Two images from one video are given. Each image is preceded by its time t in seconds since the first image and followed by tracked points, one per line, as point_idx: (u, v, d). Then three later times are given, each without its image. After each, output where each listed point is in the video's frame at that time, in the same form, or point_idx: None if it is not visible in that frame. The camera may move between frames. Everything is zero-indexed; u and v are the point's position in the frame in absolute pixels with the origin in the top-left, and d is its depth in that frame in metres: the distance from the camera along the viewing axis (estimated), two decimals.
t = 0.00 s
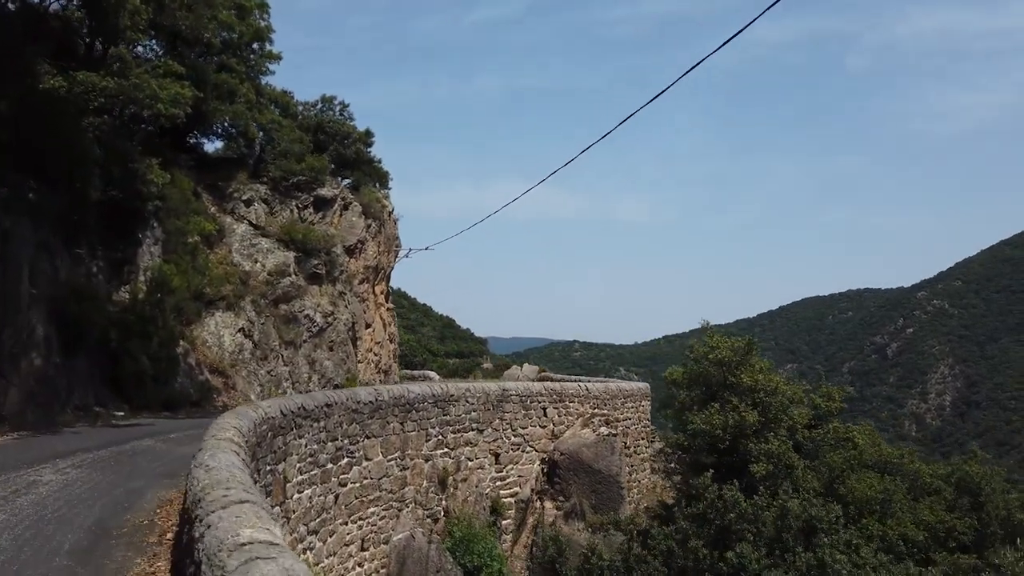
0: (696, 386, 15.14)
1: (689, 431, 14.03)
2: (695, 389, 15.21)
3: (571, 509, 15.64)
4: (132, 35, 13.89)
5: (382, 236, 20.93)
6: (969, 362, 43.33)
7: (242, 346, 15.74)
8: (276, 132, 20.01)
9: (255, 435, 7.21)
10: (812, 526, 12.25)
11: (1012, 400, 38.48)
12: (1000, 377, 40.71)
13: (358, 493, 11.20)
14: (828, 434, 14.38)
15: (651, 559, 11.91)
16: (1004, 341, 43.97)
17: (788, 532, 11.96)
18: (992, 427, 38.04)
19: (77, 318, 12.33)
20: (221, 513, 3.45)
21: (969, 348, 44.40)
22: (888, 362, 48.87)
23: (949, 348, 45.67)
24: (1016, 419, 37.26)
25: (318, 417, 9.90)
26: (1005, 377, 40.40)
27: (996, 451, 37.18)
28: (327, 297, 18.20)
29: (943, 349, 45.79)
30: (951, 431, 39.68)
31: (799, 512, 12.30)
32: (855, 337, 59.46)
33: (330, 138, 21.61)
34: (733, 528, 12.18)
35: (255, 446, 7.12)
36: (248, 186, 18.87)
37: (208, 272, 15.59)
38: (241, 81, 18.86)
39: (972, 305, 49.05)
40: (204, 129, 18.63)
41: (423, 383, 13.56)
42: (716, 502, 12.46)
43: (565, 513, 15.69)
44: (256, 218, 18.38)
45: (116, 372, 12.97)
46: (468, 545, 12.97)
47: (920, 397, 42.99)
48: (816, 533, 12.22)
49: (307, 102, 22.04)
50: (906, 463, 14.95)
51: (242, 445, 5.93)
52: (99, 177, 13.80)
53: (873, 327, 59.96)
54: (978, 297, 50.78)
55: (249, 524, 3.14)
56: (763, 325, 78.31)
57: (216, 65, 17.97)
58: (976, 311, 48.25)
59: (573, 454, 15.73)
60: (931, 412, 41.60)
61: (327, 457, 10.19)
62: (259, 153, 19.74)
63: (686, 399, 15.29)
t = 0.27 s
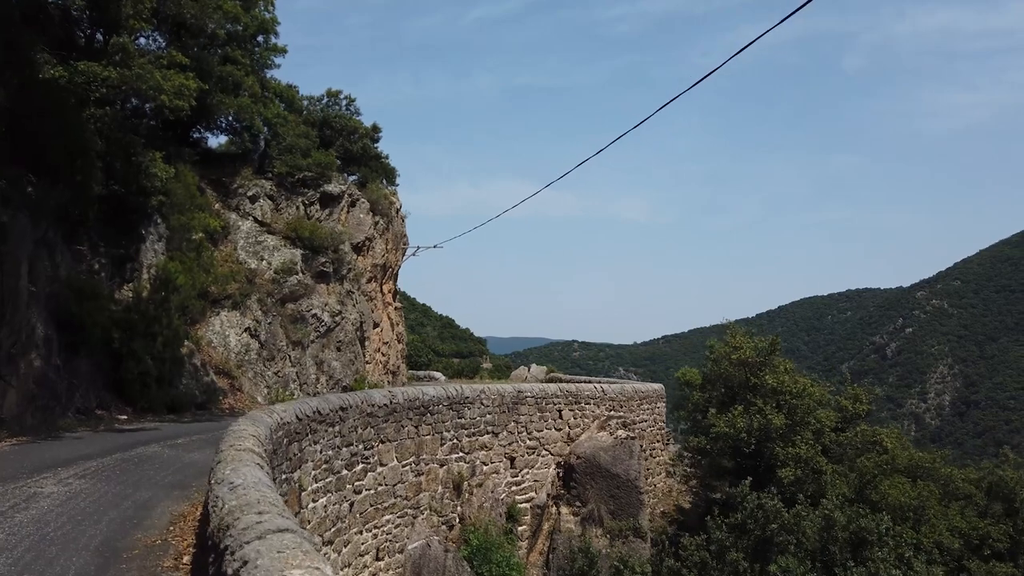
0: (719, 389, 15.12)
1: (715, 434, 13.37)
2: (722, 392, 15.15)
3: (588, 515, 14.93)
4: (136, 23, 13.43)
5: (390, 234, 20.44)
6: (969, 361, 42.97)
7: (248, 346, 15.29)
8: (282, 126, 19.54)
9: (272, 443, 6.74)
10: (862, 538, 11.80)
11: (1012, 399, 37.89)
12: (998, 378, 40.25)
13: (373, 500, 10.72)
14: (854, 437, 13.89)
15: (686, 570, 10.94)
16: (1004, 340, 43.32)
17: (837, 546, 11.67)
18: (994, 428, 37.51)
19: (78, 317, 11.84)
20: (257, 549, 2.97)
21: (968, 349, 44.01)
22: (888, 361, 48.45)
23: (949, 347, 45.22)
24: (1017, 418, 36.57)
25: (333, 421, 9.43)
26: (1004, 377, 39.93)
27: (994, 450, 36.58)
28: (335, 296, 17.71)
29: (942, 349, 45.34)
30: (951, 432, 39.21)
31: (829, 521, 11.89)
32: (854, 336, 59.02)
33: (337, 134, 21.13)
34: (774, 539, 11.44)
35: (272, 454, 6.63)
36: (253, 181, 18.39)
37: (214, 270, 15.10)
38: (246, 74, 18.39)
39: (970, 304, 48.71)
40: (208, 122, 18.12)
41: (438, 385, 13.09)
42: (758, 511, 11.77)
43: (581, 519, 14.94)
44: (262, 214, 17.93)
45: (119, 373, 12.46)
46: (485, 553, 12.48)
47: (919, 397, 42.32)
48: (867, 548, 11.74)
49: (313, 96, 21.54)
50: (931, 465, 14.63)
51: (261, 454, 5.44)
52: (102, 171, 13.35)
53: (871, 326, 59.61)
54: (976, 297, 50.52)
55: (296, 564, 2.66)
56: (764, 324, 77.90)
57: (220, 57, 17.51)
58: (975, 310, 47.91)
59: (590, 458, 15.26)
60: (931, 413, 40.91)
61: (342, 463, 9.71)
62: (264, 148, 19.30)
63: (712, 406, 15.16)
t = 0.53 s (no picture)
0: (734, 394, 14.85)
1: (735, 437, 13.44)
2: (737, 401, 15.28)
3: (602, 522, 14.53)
4: (136, 11, 12.93)
5: (395, 231, 19.94)
6: (964, 362, 42.67)
7: (251, 347, 14.79)
8: (284, 121, 19.03)
9: (285, 450, 6.25)
10: (911, 551, 11.27)
11: (1006, 399, 37.34)
12: (993, 379, 39.82)
13: (385, 508, 10.23)
14: (879, 442, 13.42)
15: None
16: (999, 341, 42.81)
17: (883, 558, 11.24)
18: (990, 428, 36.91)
19: (75, 316, 11.33)
20: None
21: (964, 350, 43.64)
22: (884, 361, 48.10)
23: (945, 348, 44.85)
24: (1012, 417, 36.00)
25: (345, 426, 8.94)
26: (999, 378, 39.52)
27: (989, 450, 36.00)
28: (339, 295, 17.21)
29: (938, 349, 44.95)
30: (946, 432, 38.73)
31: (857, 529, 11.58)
32: (850, 336, 58.72)
33: (339, 129, 20.62)
34: (816, 551, 11.34)
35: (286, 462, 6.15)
36: (254, 177, 17.88)
37: (216, 268, 14.59)
38: (247, 66, 17.88)
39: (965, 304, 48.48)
40: (208, 117, 17.60)
41: (449, 387, 12.60)
42: (796, 523, 11.63)
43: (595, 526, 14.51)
44: (263, 211, 17.42)
45: (118, 374, 11.95)
46: (499, 562, 11.99)
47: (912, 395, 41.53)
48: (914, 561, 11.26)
49: (315, 90, 21.03)
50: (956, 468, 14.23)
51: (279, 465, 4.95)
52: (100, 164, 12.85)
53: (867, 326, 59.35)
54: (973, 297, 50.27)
55: None
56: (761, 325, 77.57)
57: (221, 48, 17.00)
58: (970, 310, 47.65)
59: (604, 462, 14.78)
60: (927, 412, 40.14)
61: (354, 470, 9.23)
62: (265, 143, 18.78)
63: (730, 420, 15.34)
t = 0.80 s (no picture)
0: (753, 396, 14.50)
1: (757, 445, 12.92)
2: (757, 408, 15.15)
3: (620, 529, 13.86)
4: None
5: (399, 228, 19.39)
6: (959, 361, 42.24)
7: (252, 347, 14.24)
8: (285, 115, 18.48)
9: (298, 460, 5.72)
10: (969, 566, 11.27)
11: (1001, 399, 36.54)
12: (989, 377, 39.26)
13: (396, 518, 9.69)
14: (906, 445, 12.96)
15: None
16: (994, 340, 42.31)
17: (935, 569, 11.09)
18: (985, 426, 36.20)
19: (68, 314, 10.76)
20: None
21: (959, 348, 43.18)
22: (879, 361, 47.68)
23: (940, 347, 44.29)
24: (1006, 417, 35.33)
25: (356, 431, 8.41)
26: (994, 376, 38.96)
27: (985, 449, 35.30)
28: (343, 293, 16.66)
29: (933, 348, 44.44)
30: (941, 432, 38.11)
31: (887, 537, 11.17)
32: (845, 335, 58.43)
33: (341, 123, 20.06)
34: (862, 565, 10.84)
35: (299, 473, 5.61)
36: (255, 171, 17.33)
37: (215, 265, 14.03)
38: (247, 57, 17.32)
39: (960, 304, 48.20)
40: (207, 109, 17.04)
41: (461, 388, 12.07)
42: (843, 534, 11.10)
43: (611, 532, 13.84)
44: (264, 206, 16.87)
45: (113, 376, 11.39)
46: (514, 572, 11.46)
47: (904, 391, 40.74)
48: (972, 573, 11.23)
49: (316, 83, 20.46)
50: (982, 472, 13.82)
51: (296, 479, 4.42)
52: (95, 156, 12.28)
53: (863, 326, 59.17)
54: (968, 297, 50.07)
55: None
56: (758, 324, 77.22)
57: (220, 38, 16.43)
58: (965, 310, 47.34)
59: (618, 466, 14.26)
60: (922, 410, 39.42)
61: (366, 478, 8.69)
62: (266, 137, 18.22)
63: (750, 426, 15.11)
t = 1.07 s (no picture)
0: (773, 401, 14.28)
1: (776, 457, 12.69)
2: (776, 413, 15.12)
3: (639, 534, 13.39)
4: None
5: (403, 226, 18.83)
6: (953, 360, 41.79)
7: (254, 349, 13.70)
8: (285, 108, 17.92)
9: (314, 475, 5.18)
10: None
11: (996, 400, 35.87)
12: (984, 377, 38.74)
13: (410, 529, 9.16)
14: (934, 450, 12.60)
15: None
16: (988, 339, 42.00)
17: None
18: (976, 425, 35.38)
19: (61, 314, 10.19)
20: None
21: (954, 348, 42.74)
22: (875, 360, 47.20)
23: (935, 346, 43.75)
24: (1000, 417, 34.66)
25: (369, 439, 7.87)
26: (989, 377, 38.39)
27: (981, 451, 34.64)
28: (346, 292, 16.12)
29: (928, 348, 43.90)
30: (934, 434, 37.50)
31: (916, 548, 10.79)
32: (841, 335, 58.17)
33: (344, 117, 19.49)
34: None
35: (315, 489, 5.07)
36: (255, 167, 16.76)
37: (215, 263, 13.46)
38: (247, 49, 16.75)
39: (955, 303, 47.92)
40: (205, 103, 16.44)
41: (473, 392, 11.53)
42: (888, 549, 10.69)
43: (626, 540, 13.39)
44: (264, 203, 16.32)
45: (108, 379, 10.83)
46: None
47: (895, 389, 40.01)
48: None
49: (318, 77, 19.89)
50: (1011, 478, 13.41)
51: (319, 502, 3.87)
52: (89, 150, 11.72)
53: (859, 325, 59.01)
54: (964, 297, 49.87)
55: None
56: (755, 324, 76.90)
57: (219, 28, 15.86)
58: (960, 309, 47.07)
59: (633, 472, 13.76)
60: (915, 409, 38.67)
61: (379, 489, 8.15)
62: (267, 132, 17.66)
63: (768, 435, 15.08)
